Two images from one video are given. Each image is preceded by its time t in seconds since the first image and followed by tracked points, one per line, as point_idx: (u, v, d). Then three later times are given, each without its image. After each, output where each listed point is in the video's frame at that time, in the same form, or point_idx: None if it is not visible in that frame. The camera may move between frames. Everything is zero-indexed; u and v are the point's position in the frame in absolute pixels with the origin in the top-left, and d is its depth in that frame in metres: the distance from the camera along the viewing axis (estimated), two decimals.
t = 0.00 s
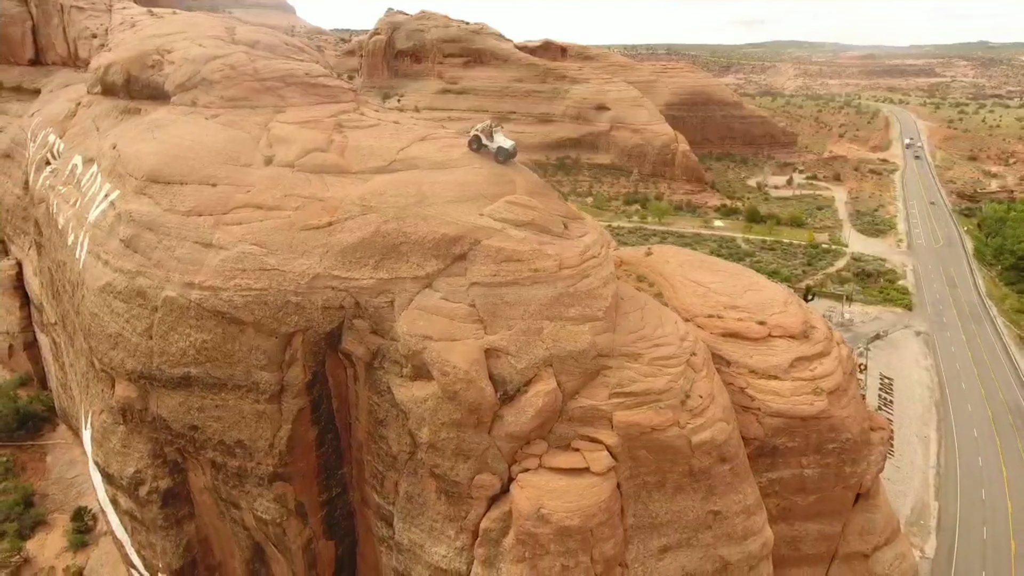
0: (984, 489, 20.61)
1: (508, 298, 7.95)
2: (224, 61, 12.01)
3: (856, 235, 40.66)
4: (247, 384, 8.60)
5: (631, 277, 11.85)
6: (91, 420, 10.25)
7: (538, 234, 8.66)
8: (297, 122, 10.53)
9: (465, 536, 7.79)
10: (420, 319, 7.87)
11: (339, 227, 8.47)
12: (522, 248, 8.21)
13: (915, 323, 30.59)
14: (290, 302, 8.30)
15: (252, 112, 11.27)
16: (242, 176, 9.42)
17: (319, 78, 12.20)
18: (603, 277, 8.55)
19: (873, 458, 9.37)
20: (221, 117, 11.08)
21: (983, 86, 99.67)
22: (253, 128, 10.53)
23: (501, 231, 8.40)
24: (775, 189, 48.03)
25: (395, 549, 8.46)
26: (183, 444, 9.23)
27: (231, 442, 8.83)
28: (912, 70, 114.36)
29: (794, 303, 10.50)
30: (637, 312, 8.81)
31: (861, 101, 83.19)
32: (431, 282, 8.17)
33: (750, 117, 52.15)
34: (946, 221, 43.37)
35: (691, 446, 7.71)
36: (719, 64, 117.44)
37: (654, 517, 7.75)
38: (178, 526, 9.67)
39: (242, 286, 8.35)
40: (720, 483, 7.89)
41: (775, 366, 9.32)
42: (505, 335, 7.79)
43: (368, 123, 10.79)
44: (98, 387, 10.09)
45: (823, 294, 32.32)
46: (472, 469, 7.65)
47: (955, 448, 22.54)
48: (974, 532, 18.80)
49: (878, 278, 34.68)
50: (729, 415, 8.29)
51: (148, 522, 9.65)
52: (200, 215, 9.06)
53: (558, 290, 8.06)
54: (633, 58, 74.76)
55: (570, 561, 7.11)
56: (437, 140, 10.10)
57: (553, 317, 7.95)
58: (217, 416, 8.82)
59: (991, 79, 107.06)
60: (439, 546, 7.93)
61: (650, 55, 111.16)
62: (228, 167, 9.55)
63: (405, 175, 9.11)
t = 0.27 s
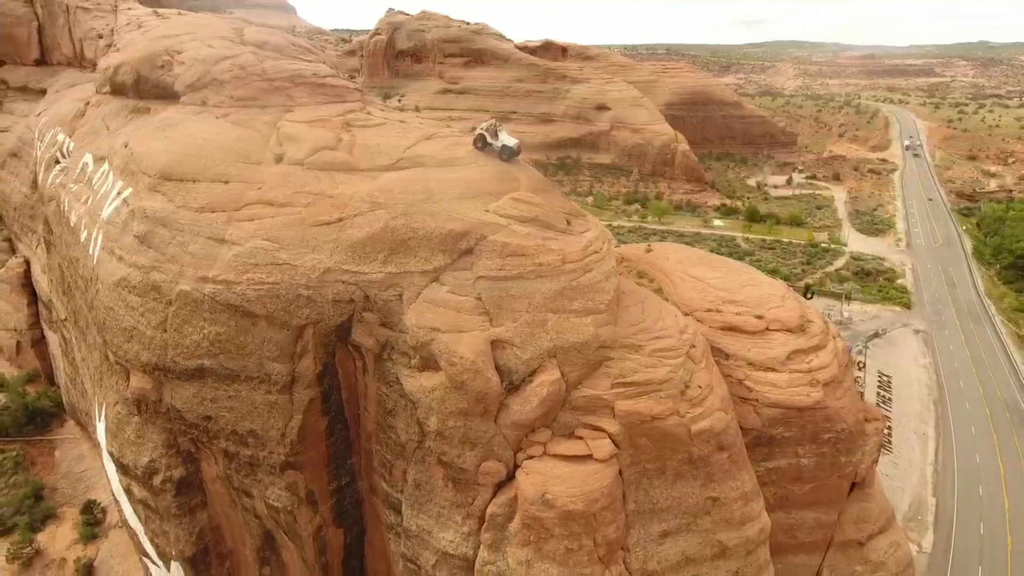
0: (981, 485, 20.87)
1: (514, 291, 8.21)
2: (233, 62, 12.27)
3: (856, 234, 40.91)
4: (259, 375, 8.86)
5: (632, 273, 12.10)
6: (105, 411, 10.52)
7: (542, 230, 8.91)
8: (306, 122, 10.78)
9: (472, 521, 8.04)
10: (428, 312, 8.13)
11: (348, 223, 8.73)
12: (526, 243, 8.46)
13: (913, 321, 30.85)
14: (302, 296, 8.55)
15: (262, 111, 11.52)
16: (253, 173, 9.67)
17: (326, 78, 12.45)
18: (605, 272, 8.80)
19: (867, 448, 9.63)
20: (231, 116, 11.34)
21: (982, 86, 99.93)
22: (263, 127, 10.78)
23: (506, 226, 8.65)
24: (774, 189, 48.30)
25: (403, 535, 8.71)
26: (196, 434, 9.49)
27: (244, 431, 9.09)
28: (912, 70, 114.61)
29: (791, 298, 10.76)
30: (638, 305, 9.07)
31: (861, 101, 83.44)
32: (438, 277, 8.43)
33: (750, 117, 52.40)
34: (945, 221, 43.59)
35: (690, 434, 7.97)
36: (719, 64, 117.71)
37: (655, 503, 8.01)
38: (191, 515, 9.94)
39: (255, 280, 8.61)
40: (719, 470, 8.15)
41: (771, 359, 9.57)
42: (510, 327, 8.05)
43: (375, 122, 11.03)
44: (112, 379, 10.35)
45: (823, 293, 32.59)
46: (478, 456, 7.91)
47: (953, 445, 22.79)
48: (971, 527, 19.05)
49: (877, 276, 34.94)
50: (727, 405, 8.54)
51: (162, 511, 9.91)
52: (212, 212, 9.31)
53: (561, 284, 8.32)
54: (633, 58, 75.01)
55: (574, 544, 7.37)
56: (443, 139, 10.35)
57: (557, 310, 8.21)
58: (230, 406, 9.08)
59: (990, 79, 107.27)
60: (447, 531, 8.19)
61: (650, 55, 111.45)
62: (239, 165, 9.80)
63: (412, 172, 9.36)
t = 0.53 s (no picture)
0: (979, 481, 21.13)
1: (518, 284, 8.48)
2: (243, 62, 12.53)
3: (855, 233, 41.16)
4: (271, 367, 9.11)
5: (633, 269, 12.33)
6: (118, 403, 10.79)
7: (545, 225, 9.17)
8: (315, 121, 11.04)
9: (478, 508, 8.30)
10: (435, 306, 8.40)
11: (357, 219, 8.98)
12: (530, 239, 8.74)
13: (913, 320, 31.09)
14: (312, 289, 8.81)
15: (271, 110, 11.78)
16: (263, 170, 9.93)
17: (333, 78, 12.70)
18: (607, 266, 9.07)
19: (862, 438, 9.88)
20: (241, 116, 11.60)
21: (982, 86, 100.20)
22: (272, 126, 11.03)
23: (511, 222, 8.92)
24: (774, 189, 48.54)
25: (411, 523, 8.97)
26: (209, 425, 9.75)
27: (255, 422, 9.35)
28: (912, 70, 114.89)
29: (789, 293, 11.00)
30: (638, 299, 9.33)
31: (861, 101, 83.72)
32: (445, 271, 8.69)
33: (750, 117, 52.67)
34: (945, 220, 43.87)
35: (689, 423, 8.24)
36: (719, 64, 117.95)
37: (655, 490, 8.28)
38: (202, 504, 10.20)
39: (266, 275, 8.86)
40: (717, 459, 8.40)
41: (769, 351, 9.81)
42: (515, 320, 8.32)
43: (381, 121, 11.29)
44: (125, 372, 10.61)
45: (822, 291, 32.89)
46: (484, 445, 8.18)
47: (952, 443, 23.01)
48: (968, 523, 19.31)
49: (876, 275, 35.22)
50: (725, 396, 8.80)
51: (175, 500, 10.17)
52: (224, 209, 9.56)
53: (564, 278, 8.58)
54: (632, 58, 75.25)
55: (577, 528, 7.62)
56: (449, 138, 10.60)
57: (559, 304, 8.48)
58: (242, 397, 9.34)
59: (990, 79, 107.61)
60: (453, 518, 8.44)
61: (650, 54, 111.86)
62: (249, 162, 10.05)
63: (419, 170, 9.61)
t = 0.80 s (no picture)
0: (976, 478, 21.39)
1: (522, 278, 8.76)
2: (251, 63, 12.80)
3: (855, 233, 41.44)
4: (282, 359, 9.39)
5: (634, 266, 12.60)
6: (132, 395, 11.08)
7: (548, 222, 9.44)
8: (323, 120, 11.31)
9: (483, 495, 8.57)
10: (442, 299, 8.68)
11: (366, 215, 9.26)
12: (533, 235, 9.02)
13: (911, 319, 31.38)
14: (322, 283, 9.08)
15: (279, 110, 12.05)
16: (273, 168, 10.20)
17: (339, 78, 12.98)
18: (608, 262, 9.35)
19: (856, 429, 10.15)
20: (250, 115, 11.88)
21: (982, 86, 100.50)
22: (281, 125, 11.30)
23: (515, 219, 9.19)
24: (773, 189, 48.82)
25: (418, 510, 9.23)
26: (221, 416, 10.03)
27: (266, 413, 9.62)
28: (912, 70, 115.22)
29: (786, 289, 11.27)
30: (639, 293, 9.60)
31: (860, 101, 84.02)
32: (451, 266, 8.96)
33: (750, 117, 52.97)
34: (944, 220, 44.12)
35: (688, 413, 8.51)
36: (719, 64, 118.27)
37: (655, 477, 8.55)
38: (214, 493, 10.48)
39: (278, 270, 9.14)
40: (715, 447, 8.67)
41: (766, 345, 10.08)
42: (519, 313, 8.60)
43: (388, 121, 11.56)
44: (138, 365, 10.90)
45: (821, 290, 33.18)
46: (489, 433, 8.45)
47: (949, 440, 23.26)
48: (965, 518, 19.57)
49: (875, 275, 35.50)
50: (723, 387, 9.07)
51: (187, 489, 10.45)
52: (236, 206, 9.84)
53: (567, 273, 8.86)
54: (633, 58, 75.57)
55: (580, 513, 7.89)
56: (454, 137, 10.87)
57: (562, 297, 8.76)
58: (253, 389, 9.61)
59: (990, 80, 107.94)
60: (459, 504, 8.71)
61: (650, 54, 112.18)
62: (260, 161, 10.32)
63: (425, 168, 9.89)
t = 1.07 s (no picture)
0: (973, 475, 21.61)
1: (526, 273, 9.01)
2: (259, 63, 13.04)
3: (855, 233, 41.67)
4: (292, 352, 9.63)
5: (635, 263, 12.83)
6: (143, 389, 11.33)
7: (551, 219, 9.68)
8: (331, 120, 11.55)
9: (488, 484, 8.81)
10: (448, 294, 8.92)
11: (374, 213, 9.50)
12: (537, 232, 9.26)
13: (911, 318, 31.60)
14: (331, 279, 9.32)
15: (287, 110, 12.29)
16: (283, 166, 10.44)
17: (346, 79, 13.22)
18: (610, 258, 9.59)
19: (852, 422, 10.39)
20: (258, 115, 12.12)
21: (982, 86, 100.72)
22: (289, 125, 11.54)
23: (519, 216, 9.43)
24: (773, 189, 49.05)
25: (424, 500, 9.47)
26: (231, 409, 10.27)
27: (276, 405, 9.86)
28: (912, 70, 115.44)
29: (784, 285, 11.50)
30: (640, 289, 9.84)
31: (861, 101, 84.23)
32: (457, 262, 9.21)
33: (750, 117, 53.21)
34: (944, 220, 44.34)
35: (688, 404, 8.75)
36: (719, 64, 118.47)
37: (655, 467, 8.80)
38: (224, 484, 10.72)
39: (288, 265, 9.38)
40: (714, 438, 8.92)
41: (764, 339, 10.32)
42: (523, 307, 8.84)
43: (393, 120, 11.80)
44: (150, 360, 11.14)
45: (821, 289, 33.43)
46: (494, 424, 8.69)
47: (947, 438, 23.50)
48: (962, 514, 19.81)
49: (875, 274, 35.73)
50: (722, 379, 9.32)
51: (198, 481, 10.70)
52: (246, 204, 10.08)
53: (570, 268, 9.10)
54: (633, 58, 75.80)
55: (582, 501, 8.14)
56: (459, 136, 11.11)
57: (565, 292, 9.00)
58: (264, 382, 9.86)
59: (990, 80, 108.19)
60: (465, 494, 8.95)
61: (651, 54, 112.39)
62: (270, 159, 10.56)
63: (431, 167, 10.13)
